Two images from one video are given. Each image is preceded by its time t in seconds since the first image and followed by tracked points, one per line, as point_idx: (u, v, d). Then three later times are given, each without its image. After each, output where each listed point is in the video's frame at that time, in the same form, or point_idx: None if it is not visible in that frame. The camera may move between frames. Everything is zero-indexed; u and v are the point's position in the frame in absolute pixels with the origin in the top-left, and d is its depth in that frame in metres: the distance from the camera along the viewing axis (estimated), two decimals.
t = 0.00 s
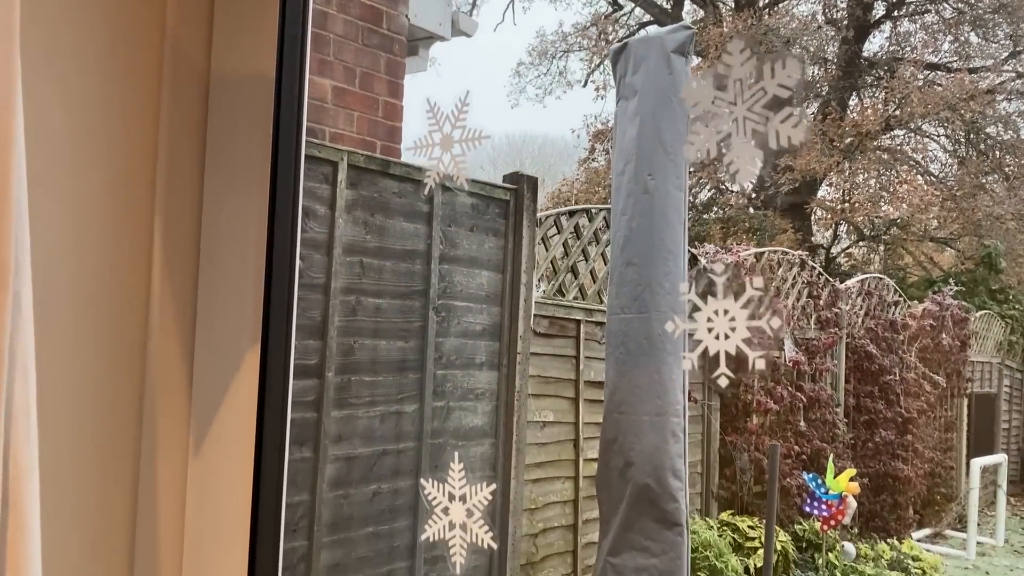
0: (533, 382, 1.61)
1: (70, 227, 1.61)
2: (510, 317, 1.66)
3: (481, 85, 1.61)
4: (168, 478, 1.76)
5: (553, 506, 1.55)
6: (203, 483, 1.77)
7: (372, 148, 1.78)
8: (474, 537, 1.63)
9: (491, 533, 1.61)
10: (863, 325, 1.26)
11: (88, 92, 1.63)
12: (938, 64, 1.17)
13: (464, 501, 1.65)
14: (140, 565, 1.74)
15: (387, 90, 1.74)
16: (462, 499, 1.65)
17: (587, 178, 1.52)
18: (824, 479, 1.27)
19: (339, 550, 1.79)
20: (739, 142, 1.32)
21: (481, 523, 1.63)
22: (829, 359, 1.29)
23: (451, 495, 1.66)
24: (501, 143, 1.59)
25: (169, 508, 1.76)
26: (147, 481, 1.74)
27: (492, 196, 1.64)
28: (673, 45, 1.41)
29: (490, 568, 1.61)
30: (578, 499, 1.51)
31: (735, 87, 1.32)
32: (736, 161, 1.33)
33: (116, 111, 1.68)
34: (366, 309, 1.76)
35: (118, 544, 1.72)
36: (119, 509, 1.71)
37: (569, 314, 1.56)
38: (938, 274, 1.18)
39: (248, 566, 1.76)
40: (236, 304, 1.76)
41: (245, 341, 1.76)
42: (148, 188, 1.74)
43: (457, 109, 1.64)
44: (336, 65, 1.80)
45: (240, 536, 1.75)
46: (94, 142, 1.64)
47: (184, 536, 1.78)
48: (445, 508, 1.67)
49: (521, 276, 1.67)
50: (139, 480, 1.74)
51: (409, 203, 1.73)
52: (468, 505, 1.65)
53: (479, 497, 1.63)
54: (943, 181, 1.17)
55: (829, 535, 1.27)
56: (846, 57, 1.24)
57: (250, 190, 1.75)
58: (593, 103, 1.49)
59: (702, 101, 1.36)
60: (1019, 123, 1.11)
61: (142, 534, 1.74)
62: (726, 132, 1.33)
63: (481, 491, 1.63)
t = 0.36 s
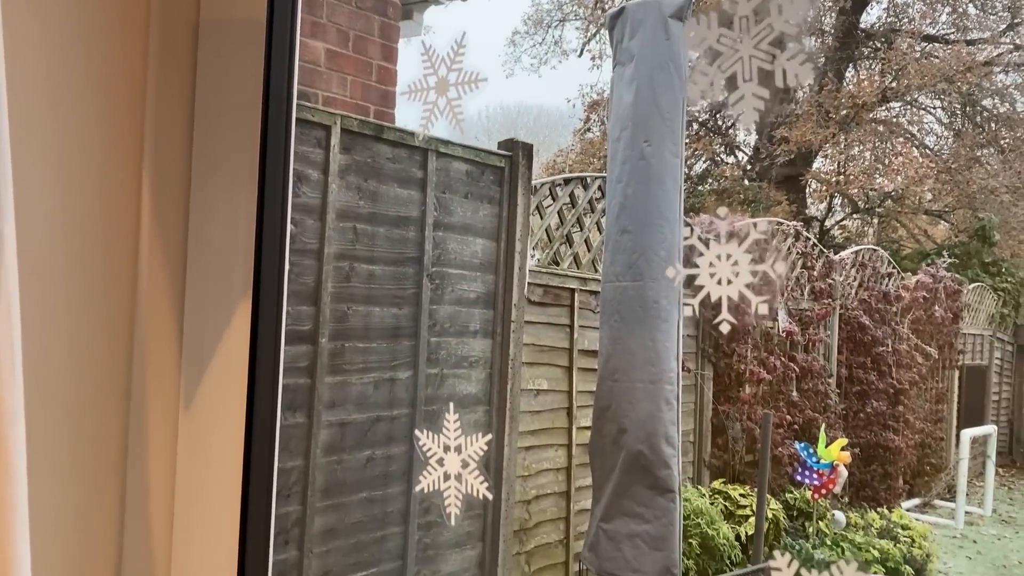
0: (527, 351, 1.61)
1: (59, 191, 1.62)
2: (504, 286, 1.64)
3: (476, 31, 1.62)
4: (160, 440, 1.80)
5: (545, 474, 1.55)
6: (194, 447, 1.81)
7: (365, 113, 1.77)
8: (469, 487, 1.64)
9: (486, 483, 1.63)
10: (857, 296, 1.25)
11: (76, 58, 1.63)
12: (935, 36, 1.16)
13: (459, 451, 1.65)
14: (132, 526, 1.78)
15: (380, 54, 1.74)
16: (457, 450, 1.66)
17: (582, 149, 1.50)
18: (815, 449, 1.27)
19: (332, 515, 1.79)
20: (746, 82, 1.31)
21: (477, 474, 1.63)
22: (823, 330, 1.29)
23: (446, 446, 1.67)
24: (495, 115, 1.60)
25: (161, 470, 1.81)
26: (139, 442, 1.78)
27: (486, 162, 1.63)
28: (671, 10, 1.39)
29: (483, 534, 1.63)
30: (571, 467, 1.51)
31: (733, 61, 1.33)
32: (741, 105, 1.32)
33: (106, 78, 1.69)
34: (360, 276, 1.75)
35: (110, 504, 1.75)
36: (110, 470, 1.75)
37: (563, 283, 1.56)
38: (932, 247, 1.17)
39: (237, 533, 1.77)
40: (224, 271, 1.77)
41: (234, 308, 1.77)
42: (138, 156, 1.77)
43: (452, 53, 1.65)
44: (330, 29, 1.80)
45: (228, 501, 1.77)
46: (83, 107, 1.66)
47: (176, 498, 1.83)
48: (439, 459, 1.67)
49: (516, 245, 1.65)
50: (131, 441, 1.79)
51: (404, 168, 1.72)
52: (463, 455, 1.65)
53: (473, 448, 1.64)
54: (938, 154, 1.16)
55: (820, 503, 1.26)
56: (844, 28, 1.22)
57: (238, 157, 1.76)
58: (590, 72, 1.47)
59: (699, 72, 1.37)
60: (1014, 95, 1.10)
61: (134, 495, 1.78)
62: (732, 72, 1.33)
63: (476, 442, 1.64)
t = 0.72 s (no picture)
0: (516, 318, 1.60)
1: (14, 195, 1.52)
2: (494, 254, 1.63)
3: None
4: (140, 430, 1.80)
5: (533, 440, 1.56)
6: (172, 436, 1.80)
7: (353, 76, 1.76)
8: (453, 437, 1.65)
9: (471, 433, 1.63)
10: (845, 266, 1.22)
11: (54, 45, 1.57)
12: (928, 6, 1.12)
13: (443, 401, 1.66)
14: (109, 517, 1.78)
15: (367, 16, 1.73)
16: (442, 399, 1.66)
17: (573, 118, 1.50)
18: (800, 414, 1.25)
19: (321, 479, 1.79)
20: (740, 18, 1.27)
21: (461, 424, 1.64)
22: (811, 300, 1.27)
23: (431, 396, 1.67)
24: (485, 82, 1.59)
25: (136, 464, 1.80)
26: (114, 435, 1.78)
27: (475, 127, 1.63)
28: None
29: (471, 500, 1.64)
30: (559, 433, 1.53)
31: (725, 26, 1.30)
32: (735, 41, 1.28)
33: (90, 38, 1.65)
34: (347, 240, 1.75)
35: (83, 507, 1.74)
36: (87, 468, 1.74)
37: (553, 250, 1.56)
38: (920, 218, 1.14)
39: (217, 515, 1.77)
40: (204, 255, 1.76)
41: (210, 294, 1.76)
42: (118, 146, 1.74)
43: None
44: None
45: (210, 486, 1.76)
46: (64, 86, 1.61)
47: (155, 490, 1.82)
48: (424, 409, 1.68)
49: (506, 211, 1.63)
50: (106, 438, 1.78)
51: (394, 131, 1.71)
52: (448, 405, 1.65)
53: (458, 397, 1.64)
54: (929, 125, 1.13)
55: (806, 471, 1.23)
56: None
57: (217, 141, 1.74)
58: (581, 40, 1.46)
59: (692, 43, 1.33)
60: (1006, 66, 1.07)
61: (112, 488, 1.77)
62: (723, 10, 1.29)
63: (461, 390, 1.64)
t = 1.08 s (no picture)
0: (501, 285, 1.61)
1: None
2: (479, 221, 1.64)
3: None
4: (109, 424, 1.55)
5: (518, 408, 1.58)
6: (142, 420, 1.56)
7: (338, 38, 1.70)
8: (432, 385, 1.64)
9: (450, 379, 1.64)
10: (830, 238, 1.21)
11: None
12: None
13: (422, 348, 1.64)
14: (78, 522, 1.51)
15: None
16: (420, 346, 1.64)
17: (561, 88, 1.50)
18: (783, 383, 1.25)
19: (306, 445, 1.75)
20: None
21: (441, 370, 1.63)
22: (796, 271, 1.27)
23: (409, 343, 1.66)
24: (472, 52, 1.57)
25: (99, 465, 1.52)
26: (88, 424, 1.51)
27: (462, 92, 1.62)
28: None
29: (456, 466, 1.67)
30: (544, 401, 1.54)
31: None
32: None
33: None
34: (331, 205, 1.72)
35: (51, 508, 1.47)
36: (54, 466, 1.47)
37: (540, 219, 1.58)
38: (907, 190, 1.12)
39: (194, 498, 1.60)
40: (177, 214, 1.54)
41: (187, 253, 1.55)
42: (81, 82, 1.46)
43: None
44: None
45: (184, 468, 1.58)
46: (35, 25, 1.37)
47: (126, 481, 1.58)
48: (403, 357, 1.66)
49: (492, 176, 1.65)
50: (78, 429, 1.51)
51: (379, 96, 1.68)
52: (426, 352, 1.64)
53: (437, 345, 1.63)
54: (915, 99, 1.10)
55: (787, 440, 1.23)
56: None
57: (194, 82, 1.52)
58: (569, 9, 1.45)
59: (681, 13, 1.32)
60: (993, 40, 1.02)
61: (80, 482, 1.51)
62: None
63: (441, 338, 1.63)
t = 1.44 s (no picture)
0: (485, 256, 1.62)
1: None
2: (462, 189, 1.60)
3: None
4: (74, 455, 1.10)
5: (502, 377, 1.63)
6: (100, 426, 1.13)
7: None
8: (407, 335, 1.58)
9: (424, 328, 1.59)
10: (814, 210, 1.23)
11: None
12: None
13: (397, 298, 1.57)
14: (45, 567, 1.10)
15: None
16: (394, 296, 1.57)
17: (546, 60, 1.50)
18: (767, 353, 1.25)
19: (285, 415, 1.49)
20: None
21: (415, 321, 1.58)
22: (779, 243, 1.29)
23: (383, 293, 1.56)
24: (457, 23, 1.53)
25: (56, 491, 1.09)
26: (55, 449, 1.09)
27: (445, 59, 1.57)
28: None
29: (439, 435, 1.62)
30: (528, 370, 1.62)
31: None
32: None
33: None
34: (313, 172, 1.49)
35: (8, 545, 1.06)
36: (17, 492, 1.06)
37: (524, 188, 1.64)
38: (890, 163, 1.12)
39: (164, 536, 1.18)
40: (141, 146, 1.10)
41: (156, 199, 1.11)
42: None
43: None
44: None
45: (153, 496, 1.16)
46: None
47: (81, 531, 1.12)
48: (377, 307, 1.56)
49: (475, 145, 1.60)
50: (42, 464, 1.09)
51: (359, 61, 1.51)
52: (400, 302, 1.58)
53: (412, 293, 1.57)
54: (899, 72, 1.05)
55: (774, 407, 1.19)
56: None
57: None
58: None
59: None
60: (979, 12, 0.96)
61: (46, 529, 1.09)
62: None
63: (416, 286, 1.57)
